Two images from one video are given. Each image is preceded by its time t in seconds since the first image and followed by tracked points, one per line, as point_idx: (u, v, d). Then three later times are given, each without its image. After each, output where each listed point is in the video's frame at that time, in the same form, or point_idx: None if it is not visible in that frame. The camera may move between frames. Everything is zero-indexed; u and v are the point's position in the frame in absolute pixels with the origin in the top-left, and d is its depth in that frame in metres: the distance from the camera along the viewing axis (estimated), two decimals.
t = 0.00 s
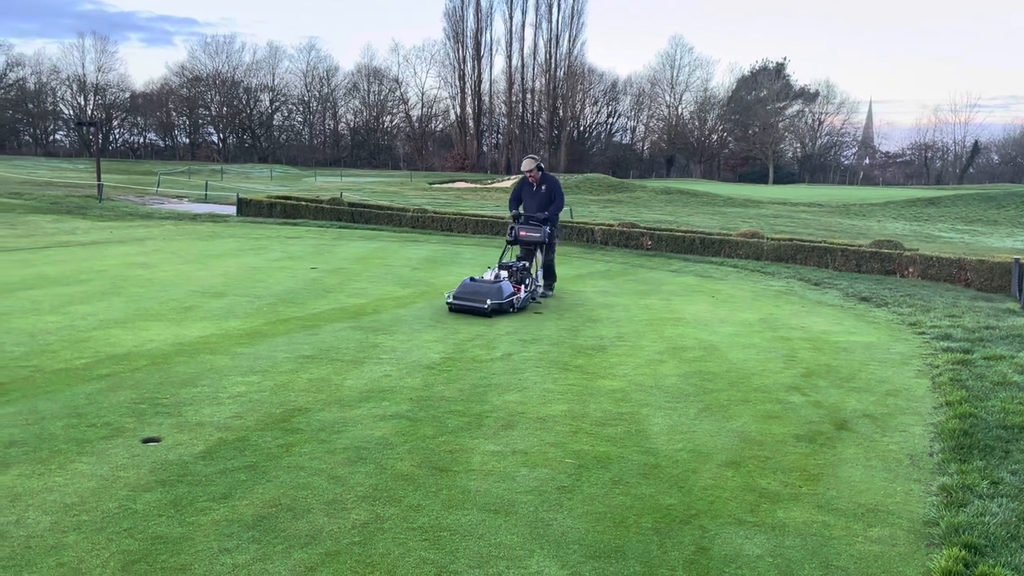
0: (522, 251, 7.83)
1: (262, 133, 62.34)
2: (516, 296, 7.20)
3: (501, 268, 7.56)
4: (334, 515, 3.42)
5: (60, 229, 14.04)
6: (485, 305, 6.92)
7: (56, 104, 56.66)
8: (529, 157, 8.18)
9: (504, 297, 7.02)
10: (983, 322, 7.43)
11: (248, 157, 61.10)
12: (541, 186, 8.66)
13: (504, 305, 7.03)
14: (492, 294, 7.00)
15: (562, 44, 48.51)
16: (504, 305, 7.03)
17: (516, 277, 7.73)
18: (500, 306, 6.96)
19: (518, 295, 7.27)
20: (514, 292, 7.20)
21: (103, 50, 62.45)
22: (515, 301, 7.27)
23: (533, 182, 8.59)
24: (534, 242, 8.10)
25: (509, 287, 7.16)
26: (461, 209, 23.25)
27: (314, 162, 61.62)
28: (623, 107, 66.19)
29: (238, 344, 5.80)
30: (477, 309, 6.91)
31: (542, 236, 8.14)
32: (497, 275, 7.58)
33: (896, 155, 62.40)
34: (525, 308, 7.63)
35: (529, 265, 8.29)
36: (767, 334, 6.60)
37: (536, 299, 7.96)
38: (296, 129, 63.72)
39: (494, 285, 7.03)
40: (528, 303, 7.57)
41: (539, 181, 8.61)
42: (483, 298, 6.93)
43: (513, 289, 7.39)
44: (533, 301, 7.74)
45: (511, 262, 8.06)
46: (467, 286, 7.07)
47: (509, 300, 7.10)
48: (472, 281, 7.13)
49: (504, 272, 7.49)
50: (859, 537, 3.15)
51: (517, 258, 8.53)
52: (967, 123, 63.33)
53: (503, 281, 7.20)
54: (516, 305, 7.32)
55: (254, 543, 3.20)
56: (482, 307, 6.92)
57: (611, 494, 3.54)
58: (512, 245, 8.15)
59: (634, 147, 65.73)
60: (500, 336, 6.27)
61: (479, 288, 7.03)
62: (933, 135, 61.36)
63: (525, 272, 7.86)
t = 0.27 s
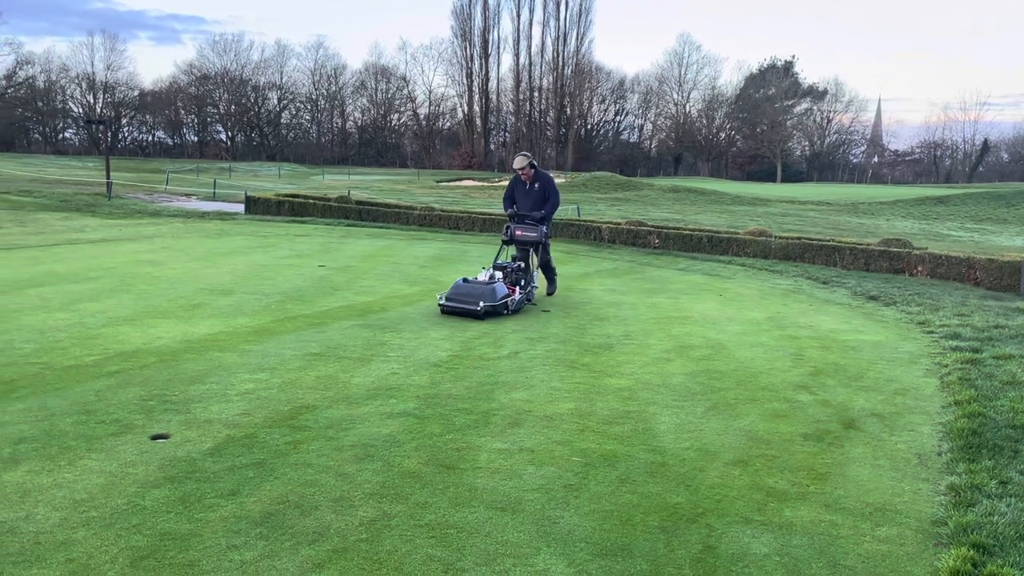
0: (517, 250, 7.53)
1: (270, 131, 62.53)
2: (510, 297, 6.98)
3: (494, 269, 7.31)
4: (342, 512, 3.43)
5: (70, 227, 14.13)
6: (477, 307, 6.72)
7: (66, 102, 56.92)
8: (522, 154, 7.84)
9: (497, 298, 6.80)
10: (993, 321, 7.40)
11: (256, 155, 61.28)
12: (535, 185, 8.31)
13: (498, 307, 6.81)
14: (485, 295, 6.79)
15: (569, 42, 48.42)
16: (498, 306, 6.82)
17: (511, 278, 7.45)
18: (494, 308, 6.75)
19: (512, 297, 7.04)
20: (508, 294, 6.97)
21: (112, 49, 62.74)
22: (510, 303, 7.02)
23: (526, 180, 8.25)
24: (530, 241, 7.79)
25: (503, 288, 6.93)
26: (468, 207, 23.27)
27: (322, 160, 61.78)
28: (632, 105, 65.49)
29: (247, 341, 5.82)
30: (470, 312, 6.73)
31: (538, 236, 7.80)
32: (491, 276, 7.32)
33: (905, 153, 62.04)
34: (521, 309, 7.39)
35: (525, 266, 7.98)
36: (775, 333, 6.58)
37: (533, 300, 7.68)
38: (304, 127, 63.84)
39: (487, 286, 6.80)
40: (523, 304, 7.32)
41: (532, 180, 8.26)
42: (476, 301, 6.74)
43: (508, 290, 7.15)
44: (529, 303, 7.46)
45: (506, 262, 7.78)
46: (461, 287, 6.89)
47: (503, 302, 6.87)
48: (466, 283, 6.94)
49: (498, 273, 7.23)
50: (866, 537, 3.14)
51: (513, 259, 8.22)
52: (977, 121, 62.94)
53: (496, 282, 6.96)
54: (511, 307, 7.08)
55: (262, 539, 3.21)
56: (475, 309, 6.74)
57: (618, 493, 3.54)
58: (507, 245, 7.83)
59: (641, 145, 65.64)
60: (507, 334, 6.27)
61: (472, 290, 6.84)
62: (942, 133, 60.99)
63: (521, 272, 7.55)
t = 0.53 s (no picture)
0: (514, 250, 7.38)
1: (279, 129, 62.73)
2: (506, 298, 6.78)
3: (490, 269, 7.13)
4: (350, 509, 3.45)
5: (82, 224, 14.21)
6: (471, 308, 6.53)
7: (76, 100, 57.18)
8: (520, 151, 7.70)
9: (492, 299, 6.60)
10: (1004, 320, 7.35)
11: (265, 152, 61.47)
12: (532, 181, 8.16)
13: (492, 308, 6.62)
14: (480, 296, 6.60)
15: (578, 39, 48.34)
16: (492, 308, 6.63)
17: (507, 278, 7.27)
18: (488, 309, 6.56)
19: (507, 299, 6.84)
20: (504, 295, 6.78)
21: (122, 46, 63.02)
22: (505, 304, 6.82)
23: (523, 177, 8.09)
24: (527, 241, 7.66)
25: (498, 288, 6.74)
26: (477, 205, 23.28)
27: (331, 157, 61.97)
28: (640, 103, 66.08)
29: (256, 338, 5.84)
30: (463, 313, 6.54)
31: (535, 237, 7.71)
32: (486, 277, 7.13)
33: (915, 151, 61.66)
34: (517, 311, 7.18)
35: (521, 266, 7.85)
36: (784, 331, 6.57)
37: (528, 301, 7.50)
38: (313, 125, 64.04)
39: (482, 287, 6.62)
40: (519, 306, 7.12)
41: (530, 176, 8.12)
42: (470, 301, 6.54)
43: (503, 291, 6.95)
44: (525, 305, 7.27)
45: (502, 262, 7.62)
46: (454, 288, 6.69)
47: (498, 304, 6.68)
48: (460, 283, 6.74)
49: (493, 273, 7.04)
50: (875, 536, 3.14)
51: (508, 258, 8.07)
52: (988, 119, 62.52)
53: (491, 282, 6.77)
54: (506, 308, 6.88)
55: (271, 536, 3.23)
56: (468, 311, 6.54)
57: (626, 491, 3.54)
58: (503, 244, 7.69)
59: (650, 143, 65.53)
60: (515, 332, 6.28)
61: (466, 290, 6.64)
62: (953, 130, 60.61)
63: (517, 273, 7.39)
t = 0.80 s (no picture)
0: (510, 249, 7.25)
1: (290, 126, 62.91)
2: (501, 299, 6.61)
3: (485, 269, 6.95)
4: (360, 505, 3.47)
5: (94, 221, 14.27)
6: (464, 310, 6.37)
7: (88, 98, 57.37)
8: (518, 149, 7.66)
9: (486, 300, 6.44)
10: (1017, 318, 7.30)
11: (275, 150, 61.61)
12: (530, 181, 8.11)
13: (487, 309, 6.46)
14: (473, 297, 6.44)
15: (589, 36, 48.19)
16: (486, 309, 6.47)
17: (503, 278, 7.09)
18: (482, 311, 6.41)
19: (503, 299, 6.66)
20: (499, 295, 6.60)
21: (133, 44, 63.28)
22: (500, 306, 6.65)
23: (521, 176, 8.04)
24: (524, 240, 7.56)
25: (493, 289, 6.57)
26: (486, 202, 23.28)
27: (341, 155, 62.07)
28: (651, 100, 66.06)
29: (266, 335, 5.86)
30: (456, 315, 6.38)
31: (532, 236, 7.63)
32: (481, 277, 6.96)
33: (928, 148, 61.20)
34: (513, 312, 6.99)
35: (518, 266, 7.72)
36: (795, 329, 6.54)
37: (525, 302, 7.30)
38: (323, 122, 64.15)
39: (476, 288, 6.46)
40: (515, 307, 6.93)
41: (528, 176, 8.07)
42: (463, 302, 6.39)
43: (499, 292, 6.78)
44: (522, 306, 7.07)
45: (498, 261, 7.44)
46: (448, 288, 6.54)
47: (493, 305, 6.51)
48: (454, 284, 6.59)
49: (488, 273, 6.86)
50: (886, 534, 3.13)
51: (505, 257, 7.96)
52: (1002, 116, 62.02)
53: (486, 282, 6.61)
54: (501, 310, 6.70)
55: (281, 531, 3.26)
56: (462, 312, 6.38)
57: (635, 488, 3.54)
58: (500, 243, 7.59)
59: (660, 140, 65.39)
60: (525, 329, 6.28)
61: (459, 291, 6.49)
62: (966, 128, 60.13)
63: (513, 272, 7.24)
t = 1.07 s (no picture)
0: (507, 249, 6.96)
1: (302, 122, 63.16)
2: (495, 300, 6.43)
3: (481, 269, 6.75)
4: (370, 499, 3.49)
5: (108, 217, 14.39)
6: (457, 311, 6.20)
7: (102, 95, 57.68)
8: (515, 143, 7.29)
9: (481, 301, 6.26)
10: None
11: (287, 146, 61.79)
12: (528, 174, 7.74)
13: (481, 311, 6.28)
14: (467, 298, 6.27)
15: (600, 32, 48.02)
16: (480, 310, 6.29)
17: (499, 279, 6.87)
18: (476, 312, 6.23)
19: (497, 300, 6.48)
20: (493, 296, 6.43)
21: (147, 41, 63.60)
22: (495, 307, 6.46)
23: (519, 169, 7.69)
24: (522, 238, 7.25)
25: (488, 289, 6.39)
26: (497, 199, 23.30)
27: (353, 152, 62.26)
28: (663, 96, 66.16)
29: (278, 330, 5.90)
30: (449, 316, 6.20)
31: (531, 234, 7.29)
32: (476, 277, 6.76)
33: (943, 145, 60.69)
34: (508, 313, 6.80)
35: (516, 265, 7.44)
36: (808, 327, 6.52)
37: (522, 303, 7.08)
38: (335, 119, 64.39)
39: (470, 288, 6.28)
40: (510, 308, 6.74)
41: (526, 169, 7.70)
42: (456, 303, 6.21)
43: (493, 292, 6.58)
44: (518, 306, 6.87)
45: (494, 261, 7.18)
46: (441, 288, 6.36)
47: (487, 306, 6.34)
48: (447, 284, 6.42)
49: (482, 273, 6.66)
50: (898, 532, 3.12)
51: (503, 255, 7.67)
52: (1018, 112, 61.39)
53: (480, 283, 6.42)
54: (495, 311, 6.49)
55: (293, 525, 3.28)
56: (454, 313, 6.20)
57: (646, 485, 3.54)
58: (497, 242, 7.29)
59: (672, 137, 65.29)
60: (536, 326, 6.29)
61: (453, 291, 6.31)
62: (982, 124, 59.55)
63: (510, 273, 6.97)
